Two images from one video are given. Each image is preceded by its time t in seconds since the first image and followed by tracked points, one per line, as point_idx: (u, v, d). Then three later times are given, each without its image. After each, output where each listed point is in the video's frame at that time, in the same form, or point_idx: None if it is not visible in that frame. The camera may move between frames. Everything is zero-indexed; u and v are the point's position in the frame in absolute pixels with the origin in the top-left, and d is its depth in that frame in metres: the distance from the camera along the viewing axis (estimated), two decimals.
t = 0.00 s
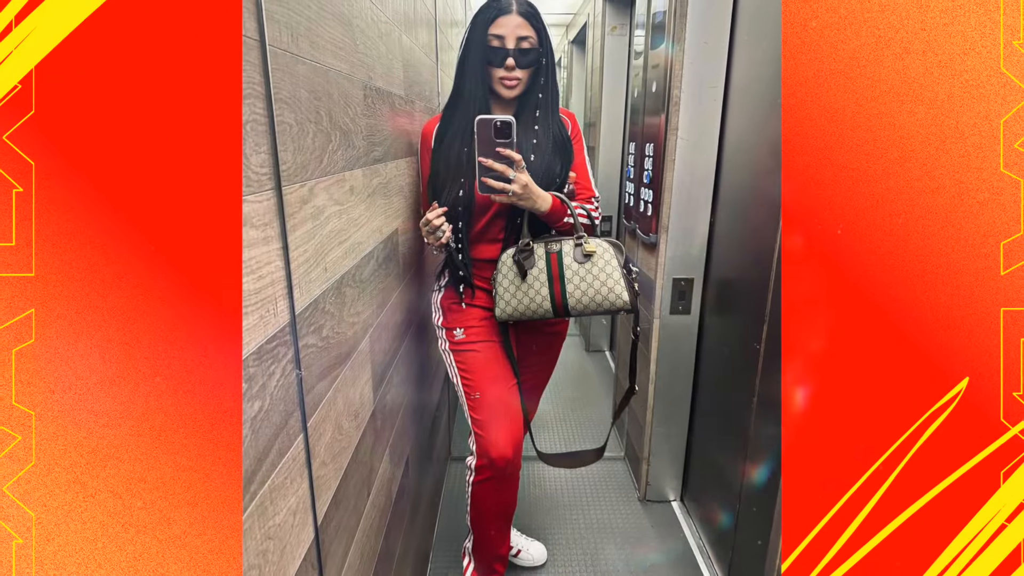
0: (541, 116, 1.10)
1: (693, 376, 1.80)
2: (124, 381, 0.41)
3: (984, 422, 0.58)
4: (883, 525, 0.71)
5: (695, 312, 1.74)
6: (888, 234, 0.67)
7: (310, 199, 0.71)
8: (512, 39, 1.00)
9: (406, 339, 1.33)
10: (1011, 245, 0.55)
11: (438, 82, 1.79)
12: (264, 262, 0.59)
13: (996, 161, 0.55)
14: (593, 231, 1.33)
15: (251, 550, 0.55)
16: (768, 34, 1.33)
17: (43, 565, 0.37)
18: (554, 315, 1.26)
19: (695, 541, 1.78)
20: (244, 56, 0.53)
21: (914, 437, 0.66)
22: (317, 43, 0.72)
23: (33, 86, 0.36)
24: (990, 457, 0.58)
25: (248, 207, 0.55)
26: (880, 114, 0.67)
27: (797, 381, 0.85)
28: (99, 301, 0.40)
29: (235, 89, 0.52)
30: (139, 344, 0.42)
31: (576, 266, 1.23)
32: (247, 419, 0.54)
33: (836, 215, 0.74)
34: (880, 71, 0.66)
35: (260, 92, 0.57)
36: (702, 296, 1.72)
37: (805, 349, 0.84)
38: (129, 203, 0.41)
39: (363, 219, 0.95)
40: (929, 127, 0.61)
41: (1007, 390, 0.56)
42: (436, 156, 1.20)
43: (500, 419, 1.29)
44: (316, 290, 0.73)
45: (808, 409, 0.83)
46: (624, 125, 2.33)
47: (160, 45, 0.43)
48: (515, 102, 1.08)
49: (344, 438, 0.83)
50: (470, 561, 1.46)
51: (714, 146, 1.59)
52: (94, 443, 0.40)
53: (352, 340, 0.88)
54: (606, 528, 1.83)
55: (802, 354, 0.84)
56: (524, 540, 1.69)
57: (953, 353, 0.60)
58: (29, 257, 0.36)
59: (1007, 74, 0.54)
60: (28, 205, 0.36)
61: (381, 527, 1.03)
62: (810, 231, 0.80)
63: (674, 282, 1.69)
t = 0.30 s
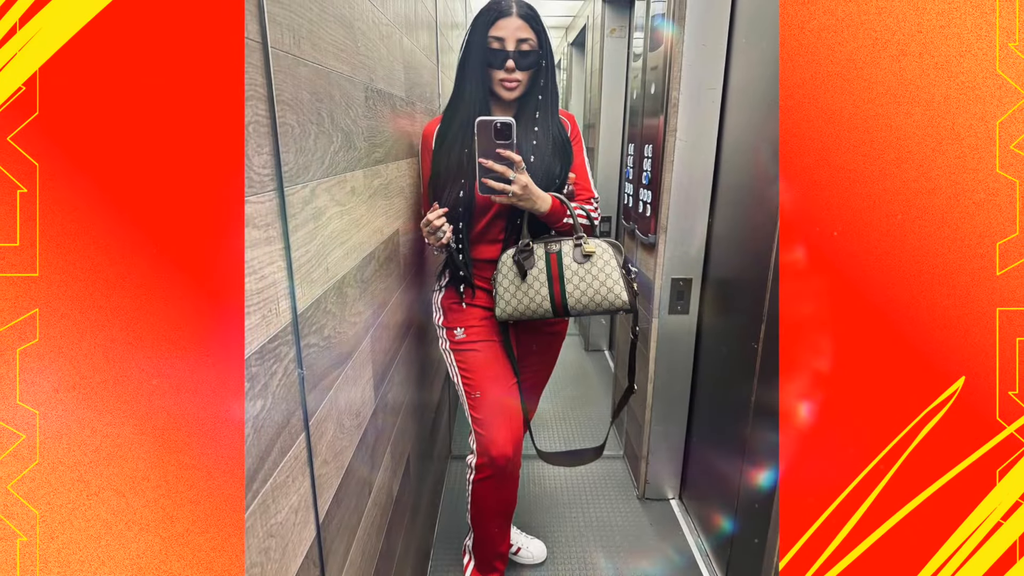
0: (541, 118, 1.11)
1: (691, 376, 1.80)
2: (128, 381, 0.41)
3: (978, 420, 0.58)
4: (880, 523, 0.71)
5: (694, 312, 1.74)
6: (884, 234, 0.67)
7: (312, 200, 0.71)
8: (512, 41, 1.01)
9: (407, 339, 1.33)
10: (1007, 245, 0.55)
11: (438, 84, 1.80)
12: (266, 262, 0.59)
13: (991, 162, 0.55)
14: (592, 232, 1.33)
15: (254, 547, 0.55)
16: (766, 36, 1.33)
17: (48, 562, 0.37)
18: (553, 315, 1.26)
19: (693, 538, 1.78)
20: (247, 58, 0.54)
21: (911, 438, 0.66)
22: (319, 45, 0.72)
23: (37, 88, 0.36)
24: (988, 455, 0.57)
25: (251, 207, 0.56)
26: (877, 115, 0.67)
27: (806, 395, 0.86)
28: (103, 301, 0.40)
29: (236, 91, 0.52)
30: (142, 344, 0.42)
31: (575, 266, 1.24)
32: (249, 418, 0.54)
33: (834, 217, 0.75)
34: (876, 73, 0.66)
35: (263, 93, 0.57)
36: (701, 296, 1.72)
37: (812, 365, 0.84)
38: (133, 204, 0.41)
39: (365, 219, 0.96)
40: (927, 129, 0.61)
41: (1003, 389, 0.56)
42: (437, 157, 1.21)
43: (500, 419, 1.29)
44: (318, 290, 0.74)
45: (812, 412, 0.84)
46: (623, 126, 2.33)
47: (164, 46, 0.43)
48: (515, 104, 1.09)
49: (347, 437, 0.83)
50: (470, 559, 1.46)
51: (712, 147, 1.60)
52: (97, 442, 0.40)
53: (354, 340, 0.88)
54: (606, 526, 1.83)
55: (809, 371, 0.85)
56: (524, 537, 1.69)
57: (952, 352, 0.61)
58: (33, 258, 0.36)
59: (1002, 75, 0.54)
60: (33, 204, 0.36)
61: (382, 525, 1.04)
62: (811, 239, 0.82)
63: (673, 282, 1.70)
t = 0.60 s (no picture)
0: (541, 120, 1.12)
1: (690, 376, 1.81)
2: (132, 379, 0.42)
3: (974, 419, 0.59)
4: (875, 522, 0.72)
5: (692, 311, 1.75)
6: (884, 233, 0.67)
7: (314, 200, 0.72)
8: (511, 43, 1.01)
9: (408, 338, 1.34)
10: (1003, 246, 0.56)
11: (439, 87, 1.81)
12: (269, 262, 0.60)
13: (987, 163, 0.56)
14: (593, 232, 1.34)
15: (256, 545, 0.56)
16: (764, 37, 1.34)
17: (51, 560, 0.37)
18: (553, 315, 1.26)
19: (692, 536, 1.79)
20: (249, 60, 0.54)
21: (907, 437, 0.66)
22: (321, 48, 0.73)
23: (41, 90, 0.36)
24: (983, 453, 0.58)
25: (254, 208, 0.56)
26: (874, 117, 0.67)
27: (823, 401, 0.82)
28: (106, 300, 0.40)
29: (239, 93, 0.52)
30: (144, 344, 0.42)
31: (575, 266, 1.24)
32: (252, 417, 0.55)
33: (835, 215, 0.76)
34: (874, 74, 0.66)
35: (265, 95, 0.58)
36: (700, 296, 1.73)
37: (833, 371, 0.80)
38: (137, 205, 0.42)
39: (366, 220, 0.96)
40: (923, 130, 0.62)
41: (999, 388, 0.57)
42: (438, 157, 1.21)
43: (500, 418, 1.30)
44: (320, 290, 0.74)
45: (828, 415, 0.81)
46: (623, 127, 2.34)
47: (166, 47, 0.44)
48: (515, 106, 1.09)
49: (349, 436, 0.84)
50: (470, 557, 1.47)
51: (711, 148, 1.60)
52: (100, 441, 0.40)
53: (355, 339, 0.89)
54: (606, 524, 1.83)
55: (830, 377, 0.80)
56: (524, 535, 1.70)
57: (947, 351, 0.62)
58: (37, 258, 0.36)
59: (998, 77, 0.54)
60: (37, 204, 0.36)
61: (384, 523, 1.04)
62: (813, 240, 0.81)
63: (671, 282, 1.70)
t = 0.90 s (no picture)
0: (541, 121, 1.12)
1: (689, 375, 1.81)
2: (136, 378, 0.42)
3: (970, 417, 0.59)
4: (865, 526, 0.71)
5: (690, 311, 1.75)
6: (877, 232, 0.66)
7: (316, 201, 0.72)
8: (512, 45, 1.02)
9: (408, 338, 1.34)
10: (998, 246, 0.56)
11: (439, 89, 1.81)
12: (271, 263, 0.60)
13: (983, 164, 0.57)
14: (591, 232, 1.34)
15: (258, 543, 0.56)
16: (761, 39, 1.34)
17: (55, 559, 0.37)
18: (553, 315, 1.27)
19: (690, 533, 1.79)
20: (250, 62, 0.55)
21: (901, 439, 0.67)
22: (322, 50, 0.73)
23: (45, 92, 0.36)
24: (979, 452, 0.59)
25: (255, 209, 0.57)
26: (870, 118, 0.68)
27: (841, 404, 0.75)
28: (111, 299, 0.40)
29: (241, 94, 0.53)
30: (147, 342, 0.43)
31: (574, 266, 1.25)
32: (254, 415, 0.56)
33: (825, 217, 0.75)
34: (870, 76, 0.67)
35: (267, 97, 0.58)
36: (698, 296, 1.73)
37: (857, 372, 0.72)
38: (137, 205, 0.42)
39: (367, 220, 0.97)
40: (920, 131, 0.62)
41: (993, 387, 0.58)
42: (438, 159, 1.21)
43: (500, 417, 1.30)
44: (322, 290, 0.75)
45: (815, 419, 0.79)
46: (621, 128, 2.35)
47: (168, 48, 0.44)
48: (515, 107, 1.10)
49: (350, 435, 0.85)
50: (470, 556, 1.47)
51: (709, 149, 1.61)
52: (104, 439, 0.40)
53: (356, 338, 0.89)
54: (605, 522, 1.84)
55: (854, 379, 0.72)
56: (524, 533, 1.70)
57: (940, 351, 0.62)
58: (41, 258, 0.36)
59: (993, 79, 0.56)
60: (41, 205, 0.36)
61: (384, 522, 1.04)
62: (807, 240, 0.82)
63: (670, 282, 1.71)
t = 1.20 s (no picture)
0: (541, 121, 1.13)
1: (688, 374, 1.82)
2: (139, 377, 0.42)
3: (965, 416, 0.59)
4: (868, 520, 0.72)
5: (689, 311, 1.76)
6: (873, 236, 0.67)
7: (317, 202, 0.73)
8: (511, 47, 1.03)
9: (409, 338, 1.34)
10: (994, 247, 0.56)
11: (440, 91, 1.82)
12: (272, 263, 0.61)
13: (979, 165, 0.56)
14: (591, 232, 1.34)
15: (260, 541, 0.57)
16: (759, 41, 1.35)
17: (58, 557, 0.37)
18: (552, 315, 1.27)
19: (688, 532, 1.79)
20: (253, 64, 0.55)
21: (899, 436, 0.67)
22: (324, 52, 0.74)
23: (49, 94, 0.37)
24: (977, 449, 0.58)
25: (258, 209, 0.57)
26: (866, 119, 0.68)
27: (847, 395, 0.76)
28: (114, 299, 0.41)
29: (244, 97, 0.54)
30: (150, 341, 0.43)
31: (573, 267, 1.25)
32: (258, 414, 0.56)
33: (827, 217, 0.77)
34: (866, 79, 0.68)
35: (269, 99, 0.59)
36: (697, 296, 1.74)
37: (868, 362, 0.73)
38: (139, 206, 0.43)
39: (369, 221, 0.97)
40: (916, 133, 0.62)
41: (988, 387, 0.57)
42: (438, 160, 1.22)
43: (500, 416, 1.31)
44: (324, 290, 0.75)
45: (820, 409, 0.82)
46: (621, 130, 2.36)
47: (171, 49, 0.45)
48: (515, 109, 1.11)
49: (352, 434, 0.85)
50: (471, 554, 1.48)
51: (707, 150, 1.61)
52: (107, 438, 0.40)
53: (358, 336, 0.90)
54: (604, 520, 1.84)
55: (864, 369, 0.73)
56: (524, 531, 1.71)
57: (935, 352, 0.62)
58: (45, 258, 0.37)
59: (989, 81, 0.55)
60: (45, 206, 0.37)
61: (385, 520, 1.05)
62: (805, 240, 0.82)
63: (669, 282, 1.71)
